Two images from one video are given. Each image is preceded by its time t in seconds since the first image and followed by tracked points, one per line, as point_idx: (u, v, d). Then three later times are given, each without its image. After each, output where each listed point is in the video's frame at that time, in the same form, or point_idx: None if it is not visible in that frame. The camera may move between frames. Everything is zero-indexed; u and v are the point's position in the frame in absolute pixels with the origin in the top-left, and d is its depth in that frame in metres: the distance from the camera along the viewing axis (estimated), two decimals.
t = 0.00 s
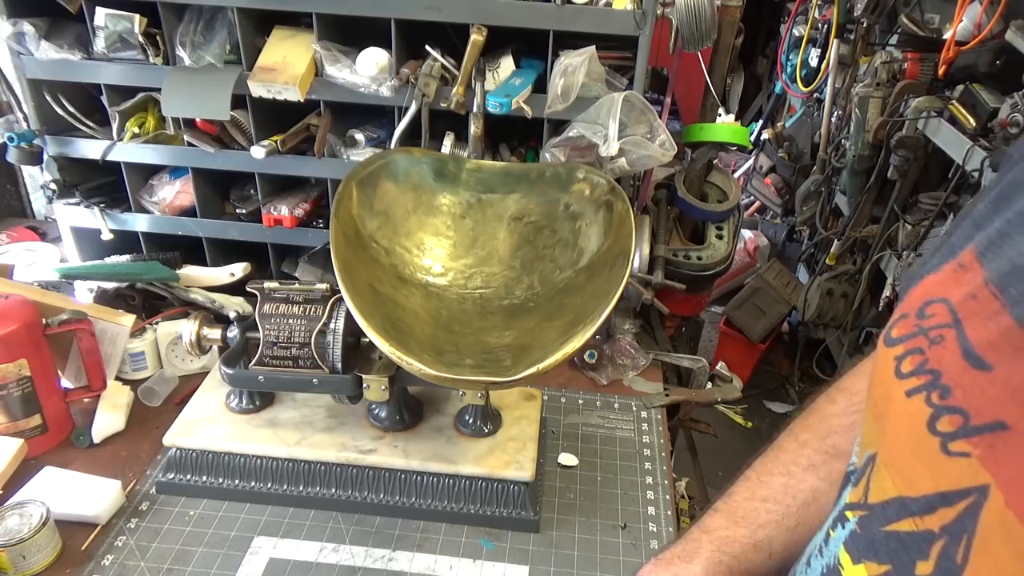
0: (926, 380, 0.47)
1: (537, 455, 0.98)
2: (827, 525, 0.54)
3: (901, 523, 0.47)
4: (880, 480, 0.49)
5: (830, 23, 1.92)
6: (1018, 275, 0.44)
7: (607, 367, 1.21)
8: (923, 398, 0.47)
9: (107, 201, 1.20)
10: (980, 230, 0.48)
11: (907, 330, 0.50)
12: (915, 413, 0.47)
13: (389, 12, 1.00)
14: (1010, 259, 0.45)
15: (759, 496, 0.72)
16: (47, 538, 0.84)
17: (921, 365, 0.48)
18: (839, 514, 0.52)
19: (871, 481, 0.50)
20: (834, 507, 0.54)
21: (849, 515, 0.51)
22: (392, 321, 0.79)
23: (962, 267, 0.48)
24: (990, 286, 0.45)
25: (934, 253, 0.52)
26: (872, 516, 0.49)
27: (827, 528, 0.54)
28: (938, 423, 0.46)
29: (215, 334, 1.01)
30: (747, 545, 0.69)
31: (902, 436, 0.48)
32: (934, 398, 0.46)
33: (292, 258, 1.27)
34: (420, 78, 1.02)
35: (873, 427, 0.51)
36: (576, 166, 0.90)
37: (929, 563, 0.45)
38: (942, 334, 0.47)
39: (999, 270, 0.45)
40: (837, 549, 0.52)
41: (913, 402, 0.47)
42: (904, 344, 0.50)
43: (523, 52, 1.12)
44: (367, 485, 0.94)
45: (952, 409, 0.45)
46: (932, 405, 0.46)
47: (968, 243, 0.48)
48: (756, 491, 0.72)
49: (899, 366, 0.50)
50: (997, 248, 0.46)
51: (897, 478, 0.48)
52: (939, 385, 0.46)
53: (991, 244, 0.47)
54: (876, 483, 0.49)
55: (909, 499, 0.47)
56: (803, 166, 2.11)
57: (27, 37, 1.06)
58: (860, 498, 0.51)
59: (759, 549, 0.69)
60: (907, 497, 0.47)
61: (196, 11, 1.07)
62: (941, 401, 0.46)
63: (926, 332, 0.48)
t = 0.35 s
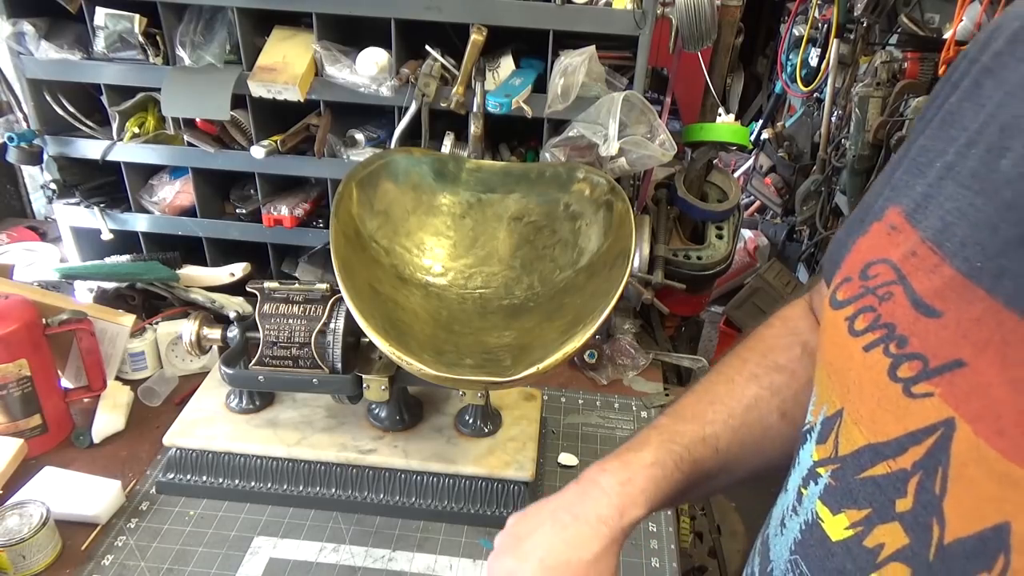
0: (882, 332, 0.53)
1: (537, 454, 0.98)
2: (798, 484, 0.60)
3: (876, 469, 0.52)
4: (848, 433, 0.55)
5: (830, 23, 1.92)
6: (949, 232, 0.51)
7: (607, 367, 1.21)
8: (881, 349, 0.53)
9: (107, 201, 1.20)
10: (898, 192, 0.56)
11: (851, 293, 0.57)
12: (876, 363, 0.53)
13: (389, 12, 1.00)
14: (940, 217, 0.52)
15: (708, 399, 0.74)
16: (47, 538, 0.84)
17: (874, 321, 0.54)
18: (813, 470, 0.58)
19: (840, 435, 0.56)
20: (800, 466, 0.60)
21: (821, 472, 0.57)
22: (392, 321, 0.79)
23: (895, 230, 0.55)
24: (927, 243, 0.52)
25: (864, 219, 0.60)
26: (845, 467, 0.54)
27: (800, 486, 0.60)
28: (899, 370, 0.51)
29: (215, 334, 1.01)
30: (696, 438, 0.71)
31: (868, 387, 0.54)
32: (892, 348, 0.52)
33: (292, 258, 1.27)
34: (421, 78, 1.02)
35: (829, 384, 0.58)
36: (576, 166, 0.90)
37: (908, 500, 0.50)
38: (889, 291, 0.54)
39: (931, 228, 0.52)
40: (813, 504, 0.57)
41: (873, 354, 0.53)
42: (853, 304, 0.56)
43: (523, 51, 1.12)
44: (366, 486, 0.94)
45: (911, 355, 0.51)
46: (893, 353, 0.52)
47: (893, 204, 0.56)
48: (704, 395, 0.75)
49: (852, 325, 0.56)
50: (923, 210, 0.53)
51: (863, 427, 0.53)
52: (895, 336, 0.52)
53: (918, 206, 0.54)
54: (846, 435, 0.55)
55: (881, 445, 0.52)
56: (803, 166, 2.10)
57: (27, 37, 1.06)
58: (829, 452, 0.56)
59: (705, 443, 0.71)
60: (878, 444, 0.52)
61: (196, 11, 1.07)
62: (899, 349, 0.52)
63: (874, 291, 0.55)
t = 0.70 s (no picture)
0: (861, 334, 0.56)
1: (537, 454, 0.98)
2: (794, 487, 0.62)
3: (876, 464, 0.54)
4: (841, 434, 0.57)
5: (830, 23, 1.92)
6: (909, 233, 0.54)
7: (607, 367, 1.21)
8: (862, 350, 0.55)
9: (107, 201, 1.20)
10: (849, 200, 0.59)
11: (821, 300, 0.60)
12: (860, 364, 0.55)
13: (389, 12, 1.00)
14: (897, 221, 0.55)
15: (670, 450, 0.78)
16: (47, 538, 0.84)
17: (850, 325, 0.56)
18: (808, 471, 0.60)
19: (831, 436, 0.58)
20: (794, 469, 0.62)
21: (817, 473, 0.59)
22: (392, 321, 0.79)
23: (854, 236, 0.58)
24: (889, 246, 0.55)
25: (818, 228, 0.63)
26: (843, 467, 0.57)
27: (795, 489, 0.61)
28: (883, 368, 0.54)
29: (214, 334, 1.01)
30: (670, 497, 0.76)
31: (853, 387, 0.56)
32: (873, 348, 0.54)
33: (292, 258, 1.27)
34: (421, 79, 1.02)
35: (814, 388, 0.60)
36: (576, 166, 0.90)
37: (913, 491, 0.52)
38: (861, 295, 0.56)
39: (891, 232, 0.55)
40: (814, 505, 0.59)
41: (855, 356, 0.56)
42: (826, 311, 0.59)
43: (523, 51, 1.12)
44: (366, 485, 0.94)
45: (893, 353, 0.53)
46: (875, 353, 0.54)
47: (847, 213, 0.59)
48: (669, 444, 0.78)
49: (828, 330, 0.58)
50: (878, 215, 0.56)
51: (856, 426, 0.56)
52: (874, 336, 0.55)
53: (873, 212, 0.57)
54: (838, 437, 0.57)
55: (877, 441, 0.54)
56: (803, 166, 2.08)
57: (27, 37, 1.06)
58: (822, 454, 0.59)
59: (681, 499, 0.76)
60: (875, 441, 0.54)
61: (196, 11, 1.07)
62: (880, 349, 0.54)
63: (845, 297, 0.57)
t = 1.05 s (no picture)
0: (870, 311, 0.57)
1: (537, 454, 0.98)
2: (799, 462, 0.63)
3: (878, 435, 0.56)
4: (846, 407, 0.58)
5: (830, 23, 1.91)
6: (922, 216, 0.55)
7: (607, 367, 1.21)
8: (871, 326, 0.57)
9: (107, 201, 1.20)
10: (864, 185, 0.61)
11: (835, 280, 0.61)
12: (868, 339, 0.57)
13: (389, 12, 1.00)
14: (911, 205, 0.56)
15: (686, 443, 0.81)
16: (47, 538, 0.84)
17: (861, 302, 0.58)
18: (814, 445, 0.62)
19: (837, 409, 0.59)
20: (800, 445, 0.64)
21: (822, 446, 0.60)
22: (392, 321, 0.79)
23: (869, 219, 0.59)
24: (901, 228, 0.56)
25: (836, 215, 0.65)
26: (847, 440, 0.58)
27: (801, 464, 0.63)
28: (891, 342, 0.55)
29: (214, 334, 1.01)
30: (683, 487, 0.78)
31: (861, 362, 0.57)
32: (882, 324, 0.56)
33: (292, 258, 1.27)
34: (421, 78, 1.02)
35: (822, 364, 0.62)
36: (576, 166, 0.90)
37: (912, 460, 0.53)
38: (873, 274, 0.58)
39: (904, 215, 0.57)
40: (818, 477, 0.60)
41: (863, 332, 0.57)
42: (839, 290, 0.60)
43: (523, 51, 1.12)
44: (366, 486, 0.94)
45: (900, 328, 0.55)
46: (882, 328, 0.56)
47: (863, 198, 0.61)
48: (683, 439, 0.81)
49: (840, 308, 0.60)
50: (893, 199, 0.58)
51: (861, 399, 0.57)
52: (883, 313, 0.56)
53: (888, 197, 0.58)
54: (844, 409, 0.58)
55: (880, 413, 0.55)
56: (803, 166, 2.07)
57: (27, 37, 1.06)
58: (827, 427, 0.60)
59: (694, 488, 0.78)
60: (878, 413, 0.56)
61: (196, 11, 1.07)
62: (888, 324, 0.55)
63: (857, 276, 0.59)
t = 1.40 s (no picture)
0: (886, 293, 0.57)
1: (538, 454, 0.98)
2: (807, 444, 0.63)
3: (887, 413, 0.55)
4: (856, 387, 0.58)
5: (830, 24, 1.91)
6: (940, 203, 0.55)
7: (607, 367, 1.21)
8: (885, 307, 0.57)
9: (107, 201, 1.20)
10: (883, 174, 0.61)
11: (851, 263, 0.62)
12: (881, 320, 0.57)
13: (389, 12, 1.00)
14: (930, 192, 0.56)
15: (713, 422, 0.82)
16: (47, 538, 0.84)
17: (877, 284, 0.58)
18: (823, 426, 0.61)
19: (847, 390, 0.59)
20: (809, 428, 0.64)
21: (831, 426, 0.60)
22: (392, 321, 0.79)
23: (887, 205, 0.60)
24: (919, 214, 0.57)
25: (858, 204, 0.65)
26: (856, 419, 0.58)
27: (809, 446, 0.63)
28: (904, 322, 0.55)
29: (214, 334, 1.01)
30: (711, 463, 0.79)
31: (873, 342, 0.57)
32: (896, 304, 0.56)
33: (292, 258, 1.27)
34: (421, 79, 1.02)
35: (835, 346, 0.62)
36: (576, 166, 0.90)
37: (920, 436, 0.53)
38: (888, 256, 0.58)
39: (922, 201, 0.57)
40: (825, 458, 0.60)
41: (877, 313, 0.57)
42: (855, 273, 0.61)
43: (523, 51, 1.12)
44: (366, 486, 0.94)
45: (913, 308, 0.55)
46: (896, 309, 0.56)
47: (881, 184, 0.61)
48: (711, 417, 0.82)
49: (856, 291, 0.60)
50: (912, 186, 0.58)
51: (871, 379, 0.57)
52: (898, 294, 0.56)
53: (906, 184, 0.59)
54: (854, 388, 0.58)
55: (891, 391, 0.55)
56: (803, 167, 2.07)
57: (27, 37, 1.06)
58: (836, 409, 0.60)
59: (721, 464, 0.79)
60: (888, 391, 0.56)
61: (196, 11, 1.07)
62: (902, 305, 0.56)
63: (874, 259, 0.59)
